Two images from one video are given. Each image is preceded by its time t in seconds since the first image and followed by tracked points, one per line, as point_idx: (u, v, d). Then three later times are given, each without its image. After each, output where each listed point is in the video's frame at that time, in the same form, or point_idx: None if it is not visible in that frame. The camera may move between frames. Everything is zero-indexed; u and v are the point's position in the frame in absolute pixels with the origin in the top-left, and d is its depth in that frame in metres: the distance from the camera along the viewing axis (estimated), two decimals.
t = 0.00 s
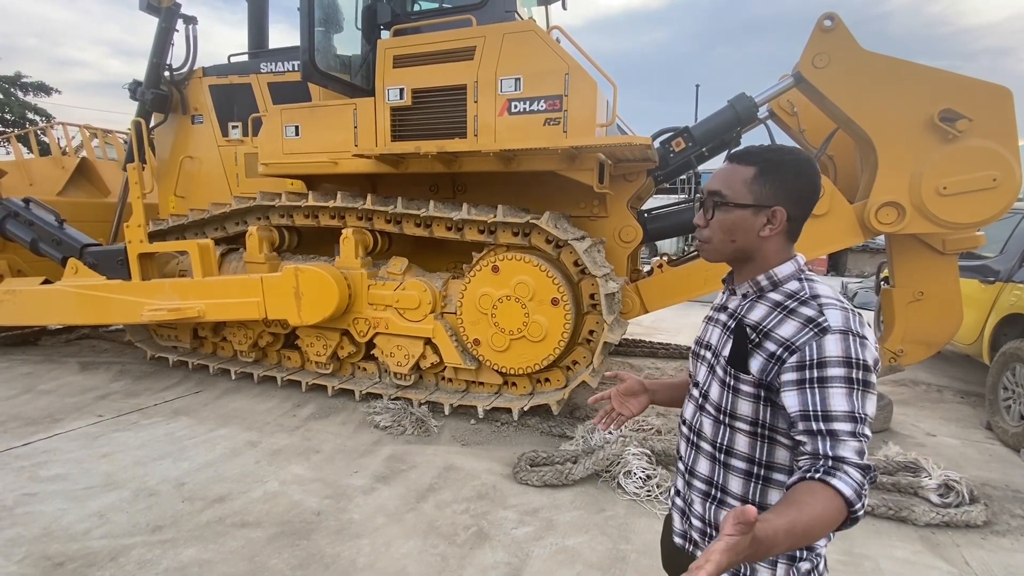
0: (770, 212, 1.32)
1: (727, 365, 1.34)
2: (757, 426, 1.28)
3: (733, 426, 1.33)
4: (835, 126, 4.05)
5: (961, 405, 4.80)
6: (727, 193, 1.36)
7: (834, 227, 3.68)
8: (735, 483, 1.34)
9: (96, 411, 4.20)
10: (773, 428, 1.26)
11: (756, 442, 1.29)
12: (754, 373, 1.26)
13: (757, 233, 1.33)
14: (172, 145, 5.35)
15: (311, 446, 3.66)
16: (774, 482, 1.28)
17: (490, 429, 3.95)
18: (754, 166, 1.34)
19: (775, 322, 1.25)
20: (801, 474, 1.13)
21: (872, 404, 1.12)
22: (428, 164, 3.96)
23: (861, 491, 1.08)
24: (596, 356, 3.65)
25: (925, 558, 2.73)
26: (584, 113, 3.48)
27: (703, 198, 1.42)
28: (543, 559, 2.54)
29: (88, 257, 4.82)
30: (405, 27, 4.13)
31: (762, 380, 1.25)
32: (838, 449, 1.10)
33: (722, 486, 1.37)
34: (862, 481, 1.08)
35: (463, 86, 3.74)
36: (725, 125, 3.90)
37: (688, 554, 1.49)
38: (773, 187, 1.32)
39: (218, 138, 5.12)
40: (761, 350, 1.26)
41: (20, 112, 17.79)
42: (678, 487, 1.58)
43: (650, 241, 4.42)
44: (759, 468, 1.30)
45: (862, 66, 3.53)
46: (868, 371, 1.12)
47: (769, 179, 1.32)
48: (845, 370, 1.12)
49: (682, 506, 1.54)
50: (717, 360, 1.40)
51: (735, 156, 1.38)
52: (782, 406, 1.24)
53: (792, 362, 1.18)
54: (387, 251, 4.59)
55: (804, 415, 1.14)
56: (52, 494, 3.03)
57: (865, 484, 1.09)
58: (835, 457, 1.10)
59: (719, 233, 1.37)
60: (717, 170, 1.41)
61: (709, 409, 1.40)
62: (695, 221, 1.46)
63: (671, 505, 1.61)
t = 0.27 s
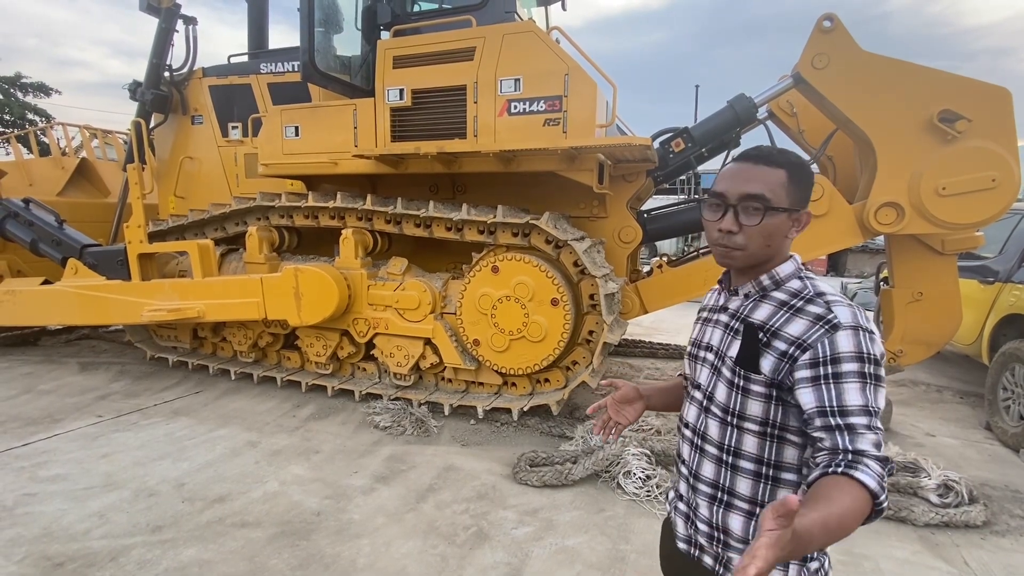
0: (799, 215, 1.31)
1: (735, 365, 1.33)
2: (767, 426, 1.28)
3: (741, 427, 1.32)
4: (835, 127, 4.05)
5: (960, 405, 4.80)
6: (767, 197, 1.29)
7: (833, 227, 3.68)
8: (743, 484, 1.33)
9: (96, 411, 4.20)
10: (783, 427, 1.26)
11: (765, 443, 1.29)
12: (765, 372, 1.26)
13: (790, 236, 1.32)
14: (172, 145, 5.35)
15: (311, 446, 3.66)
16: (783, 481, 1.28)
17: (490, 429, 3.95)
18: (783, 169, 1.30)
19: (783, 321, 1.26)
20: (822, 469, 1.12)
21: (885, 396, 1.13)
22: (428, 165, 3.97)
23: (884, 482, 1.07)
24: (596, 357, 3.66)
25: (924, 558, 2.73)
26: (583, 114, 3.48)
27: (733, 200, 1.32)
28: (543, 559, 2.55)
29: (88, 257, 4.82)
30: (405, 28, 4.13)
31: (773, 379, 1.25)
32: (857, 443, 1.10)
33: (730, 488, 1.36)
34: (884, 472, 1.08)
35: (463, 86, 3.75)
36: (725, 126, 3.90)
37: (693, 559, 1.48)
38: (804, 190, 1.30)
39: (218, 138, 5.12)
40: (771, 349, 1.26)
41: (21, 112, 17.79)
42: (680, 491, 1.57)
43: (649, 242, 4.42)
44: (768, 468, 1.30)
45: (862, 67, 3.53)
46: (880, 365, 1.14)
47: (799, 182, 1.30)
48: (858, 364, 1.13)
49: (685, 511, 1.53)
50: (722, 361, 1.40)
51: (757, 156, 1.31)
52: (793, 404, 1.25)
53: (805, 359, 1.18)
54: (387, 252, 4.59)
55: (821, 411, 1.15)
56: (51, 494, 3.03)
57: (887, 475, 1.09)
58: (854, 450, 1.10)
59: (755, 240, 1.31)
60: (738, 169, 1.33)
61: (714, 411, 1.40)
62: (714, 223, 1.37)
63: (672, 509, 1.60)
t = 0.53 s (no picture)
0: (801, 215, 1.34)
1: (743, 368, 1.32)
2: (777, 426, 1.27)
3: (751, 429, 1.31)
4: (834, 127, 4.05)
5: (959, 406, 4.81)
6: (779, 195, 1.30)
7: (833, 228, 3.69)
8: (755, 486, 1.32)
9: (95, 412, 4.20)
10: (794, 427, 1.26)
11: (775, 443, 1.28)
12: (778, 373, 1.25)
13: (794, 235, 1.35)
14: (172, 146, 5.35)
15: (310, 447, 3.66)
16: (794, 481, 1.28)
17: (490, 429, 3.95)
18: (786, 169, 1.33)
19: (788, 320, 1.26)
20: (849, 463, 1.11)
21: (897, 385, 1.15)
22: (428, 165, 3.97)
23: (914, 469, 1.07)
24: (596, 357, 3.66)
25: (923, 558, 2.73)
26: (583, 114, 3.48)
27: (745, 198, 1.32)
28: (543, 559, 2.55)
29: (87, 258, 4.82)
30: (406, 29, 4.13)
31: (786, 380, 1.24)
32: (881, 434, 1.10)
33: (740, 491, 1.35)
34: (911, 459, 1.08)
35: (463, 87, 3.75)
36: (724, 126, 3.91)
37: (701, 564, 1.46)
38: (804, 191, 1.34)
39: (218, 139, 5.12)
40: (781, 350, 1.25)
41: (21, 113, 17.79)
42: (683, 496, 1.56)
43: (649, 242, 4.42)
44: (778, 469, 1.29)
45: (861, 67, 3.54)
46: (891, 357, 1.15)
47: (801, 182, 1.33)
48: (870, 358, 1.14)
49: (691, 516, 1.51)
50: (725, 364, 1.39)
51: (762, 156, 1.33)
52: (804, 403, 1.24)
53: (818, 357, 1.18)
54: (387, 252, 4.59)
55: (840, 407, 1.14)
56: (51, 494, 3.04)
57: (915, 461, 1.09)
58: (880, 441, 1.10)
59: (767, 238, 1.31)
60: (745, 168, 1.34)
61: (720, 414, 1.38)
62: (724, 222, 1.36)
63: (675, 515, 1.58)
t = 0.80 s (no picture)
0: (795, 214, 1.37)
1: (748, 369, 1.31)
2: (784, 426, 1.27)
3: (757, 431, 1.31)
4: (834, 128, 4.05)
5: (959, 406, 4.81)
6: (776, 195, 1.32)
7: (833, 228, 3.69)
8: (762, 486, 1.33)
9: (95, 412, 4.20)
10: (800, 426, 1.26)
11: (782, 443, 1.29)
12: (786, 373, 1.25)
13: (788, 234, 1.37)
14: (172, 146, 5.35)
15: (310, 447, 3.66)
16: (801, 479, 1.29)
17: (490, 429, 3.95)
18: (780, 168, 1.35)
19: (790, 319, 1.27)
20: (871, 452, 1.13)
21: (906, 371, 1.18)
22: (428, 165, 3.97)
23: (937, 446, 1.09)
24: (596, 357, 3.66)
25: (923, 558, 2.73)
26: (583, 114, 3.48)
27: (742, 197, 1.33)
28: (543, 559, 2.55)
29: (87, 258, 4.81)
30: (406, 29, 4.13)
31: (794, 380, 1.24)
32: (902, 420, 1.12)
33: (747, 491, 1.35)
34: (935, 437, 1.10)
35: (463, 87, 3.75)
36: (724, 126, 3.91)
37: (706, 566, 1.46)
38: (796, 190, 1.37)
39: (218, 139, 5.12)
40: (787, 350, 1.25)
41: (20, 113, 17.77)
42: (683, 499, 1.55)
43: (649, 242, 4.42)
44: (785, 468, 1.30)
45: (861, 67, 3.54)
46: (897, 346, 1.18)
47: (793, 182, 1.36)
48: (879, 349, 1.17)
49: (693, 518, 1.50)
50: (728, 366, 1.38)
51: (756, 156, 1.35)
52: (811, 400, 1.25)
53: (827, 355, 1.19)
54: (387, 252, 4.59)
55: (858, 402, 1.16)
56: (51, 494, 3.04)
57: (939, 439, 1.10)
58: (903, 426, 1.12)
59: (765, 238, 1.32)
60: (741, 168, 1.34)
61: (725, 416, 1.37)
62: (723, 221, 1.36)
63: (675, 519, 1.57)
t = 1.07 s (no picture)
0: (787, 216, 1.37)
1: (749, 368, 1.31)
2: (785, 423, 1.27)
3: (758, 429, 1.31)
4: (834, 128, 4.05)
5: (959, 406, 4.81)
6: (768, 199, 1.32)
7: (833, 228, 3.69)
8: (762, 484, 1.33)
9: (95, 412, 4.20)
10: (799, 422, 1.27)
11: (782, 441, 1.29)
12: (787, 371, 1.25)
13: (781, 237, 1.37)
14: (172, 146, 5.35)
15: (310, 447, 3.66)
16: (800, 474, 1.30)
17: (490, 429, 3.95)
18: (771, 172, 1.35)
19: (788, 317, 1.27)
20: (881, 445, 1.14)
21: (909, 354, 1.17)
22: (428, 165, 3.97)
23: (942, 431, 1.07)
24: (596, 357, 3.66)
25: (923, 558, 2.73)
26: (583, 114, 3.48)
27: (735, 203, 1.33)
28: (543, 559, 2.55)
29: (87, 258, 4.81)
30: (406, 29, 4.13)
31: (796, 377, 1.24)
32: (911, 406, 1.11)
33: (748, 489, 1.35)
34: (945, 420, 1.08)
35: (463, 87, 3.75)
36: (723, 126, 3.91)
37: (705, 565, 1.45)
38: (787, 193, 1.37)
39: (217, 139, 5.12)
40: (787, 348, 1.25)
41: (20, 113, 17.77)
42: (680, 499, 1.55)
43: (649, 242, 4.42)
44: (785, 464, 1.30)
45: (861, 68, 3.54)
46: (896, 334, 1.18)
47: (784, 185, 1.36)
48: (880, 338, 1.16)
49: (691, 518, 1.49)
50: (728, 366, 1.37)
51: (746, 160, 1.34)
52: (812, 395, 1.26)
53: (829, 351, 1.19)
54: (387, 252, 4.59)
55: (866, 394, 1.15)
56: (51, 494, 3.04)
57: (950, 420, 1.08)
58: (911, 414, 1.11)
59: (761, 242, 1.32)
60: (732, 173, 1.34)
61: (726, 416, 1.37)
62: (717, 228, 1.35)
63: (671, 519, 1.56)
